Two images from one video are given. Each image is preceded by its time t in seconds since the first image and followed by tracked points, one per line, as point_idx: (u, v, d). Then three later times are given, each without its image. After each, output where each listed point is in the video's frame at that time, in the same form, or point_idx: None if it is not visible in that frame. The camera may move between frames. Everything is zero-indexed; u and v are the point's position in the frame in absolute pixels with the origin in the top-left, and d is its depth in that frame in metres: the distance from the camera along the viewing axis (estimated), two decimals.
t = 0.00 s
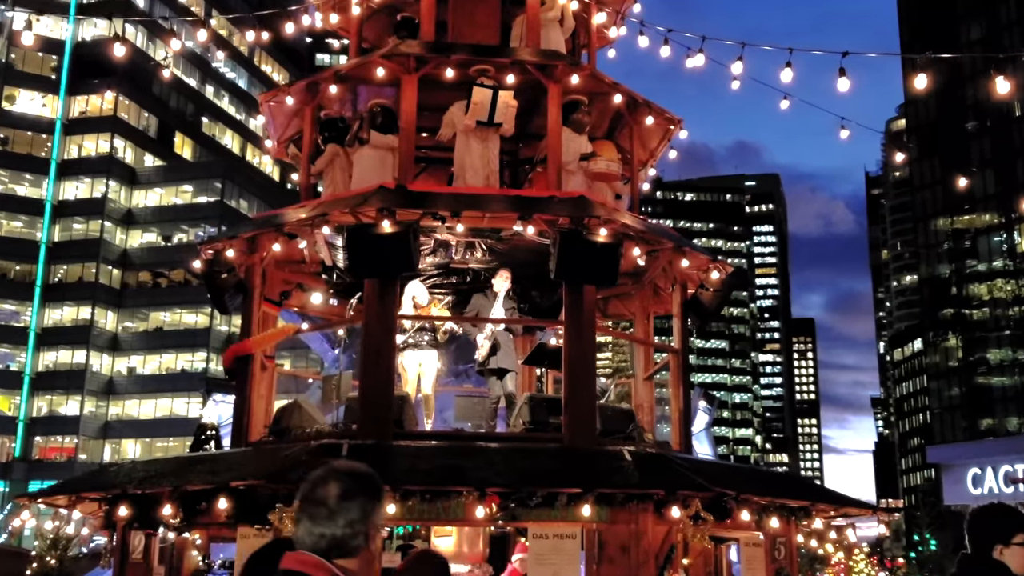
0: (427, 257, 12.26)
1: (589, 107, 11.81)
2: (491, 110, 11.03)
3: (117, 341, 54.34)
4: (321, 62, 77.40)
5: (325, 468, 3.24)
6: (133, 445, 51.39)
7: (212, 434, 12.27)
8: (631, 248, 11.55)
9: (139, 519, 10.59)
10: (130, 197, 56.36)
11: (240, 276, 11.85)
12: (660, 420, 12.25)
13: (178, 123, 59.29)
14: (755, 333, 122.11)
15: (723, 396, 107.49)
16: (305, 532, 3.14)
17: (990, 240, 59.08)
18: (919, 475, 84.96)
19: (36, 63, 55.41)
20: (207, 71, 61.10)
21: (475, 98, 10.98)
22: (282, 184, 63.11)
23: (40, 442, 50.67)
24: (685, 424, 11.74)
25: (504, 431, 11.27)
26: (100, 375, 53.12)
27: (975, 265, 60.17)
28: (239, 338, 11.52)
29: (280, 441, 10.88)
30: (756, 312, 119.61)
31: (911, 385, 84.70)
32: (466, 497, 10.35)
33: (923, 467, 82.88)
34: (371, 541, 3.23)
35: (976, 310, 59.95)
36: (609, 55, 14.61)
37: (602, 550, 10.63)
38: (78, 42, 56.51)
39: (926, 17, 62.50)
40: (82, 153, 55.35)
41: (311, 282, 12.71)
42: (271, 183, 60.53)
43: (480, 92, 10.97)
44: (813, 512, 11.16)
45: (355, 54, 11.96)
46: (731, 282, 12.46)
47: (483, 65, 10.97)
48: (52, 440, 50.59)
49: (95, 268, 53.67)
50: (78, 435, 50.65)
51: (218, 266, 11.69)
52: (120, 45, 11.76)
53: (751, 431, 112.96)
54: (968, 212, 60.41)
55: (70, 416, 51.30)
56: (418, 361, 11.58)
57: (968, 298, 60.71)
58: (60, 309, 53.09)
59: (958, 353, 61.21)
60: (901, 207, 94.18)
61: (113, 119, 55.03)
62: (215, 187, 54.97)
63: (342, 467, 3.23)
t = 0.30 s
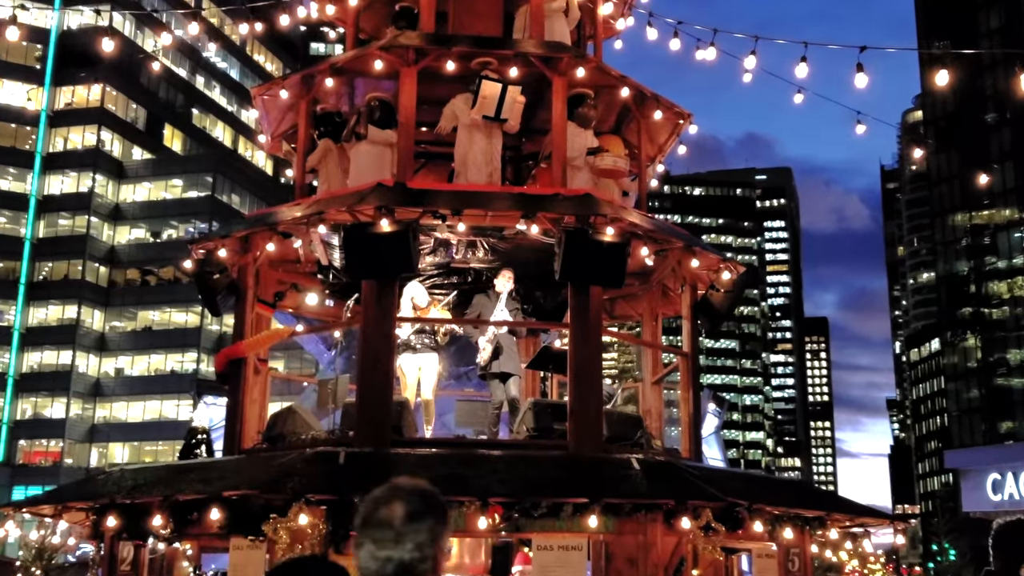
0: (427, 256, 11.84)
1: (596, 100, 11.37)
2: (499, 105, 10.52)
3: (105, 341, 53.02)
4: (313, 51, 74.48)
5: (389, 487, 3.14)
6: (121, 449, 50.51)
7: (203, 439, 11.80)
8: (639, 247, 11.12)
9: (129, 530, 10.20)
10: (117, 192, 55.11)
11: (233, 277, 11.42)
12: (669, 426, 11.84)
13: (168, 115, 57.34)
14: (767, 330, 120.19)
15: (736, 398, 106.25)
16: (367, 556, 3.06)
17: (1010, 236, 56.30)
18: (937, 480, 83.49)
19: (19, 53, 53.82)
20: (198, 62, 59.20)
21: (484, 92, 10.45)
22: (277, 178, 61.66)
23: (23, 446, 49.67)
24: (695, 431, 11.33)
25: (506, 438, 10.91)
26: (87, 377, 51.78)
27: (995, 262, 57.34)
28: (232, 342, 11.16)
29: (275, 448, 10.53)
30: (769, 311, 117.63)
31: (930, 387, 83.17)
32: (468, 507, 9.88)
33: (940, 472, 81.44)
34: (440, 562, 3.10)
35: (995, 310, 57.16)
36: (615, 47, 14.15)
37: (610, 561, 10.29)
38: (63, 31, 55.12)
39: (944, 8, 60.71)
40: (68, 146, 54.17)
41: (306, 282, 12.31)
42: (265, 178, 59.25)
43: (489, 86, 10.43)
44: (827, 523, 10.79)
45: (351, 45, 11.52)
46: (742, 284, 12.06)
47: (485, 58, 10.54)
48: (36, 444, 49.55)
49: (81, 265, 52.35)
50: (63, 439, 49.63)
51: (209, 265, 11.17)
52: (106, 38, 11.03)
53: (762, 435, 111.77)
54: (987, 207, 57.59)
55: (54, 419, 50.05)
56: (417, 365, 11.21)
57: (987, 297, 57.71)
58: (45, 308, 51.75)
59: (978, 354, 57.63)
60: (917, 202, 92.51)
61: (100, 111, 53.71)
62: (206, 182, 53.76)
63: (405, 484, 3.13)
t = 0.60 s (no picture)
0: (428, 255, 11.52)
1: (602, 95, 11.04)
2: (504, 100, 10.26)
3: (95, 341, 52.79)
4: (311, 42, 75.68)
5: (437, 493, 2.90)
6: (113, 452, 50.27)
7: (196, 442, 11.58)
8: (647, 245, 10.77)
9: (121, 538, 9.91)
10: (109, 187, 54.81)
11: (229, 277, 11.09)
12: (679, 429, 11.50)
13: (160, 108, 57.10)
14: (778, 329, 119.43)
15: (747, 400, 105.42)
16: (415, 569, 2.83)
17: None
18: (954, 485, 82.66)
19: (7, 45, 53.28)
20: (191, 53, 58.89)
21: (490, 86, 10.16)
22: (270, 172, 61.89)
23: (13, 450, 49.49)
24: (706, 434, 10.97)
25: (511, 442, 10.59)
26: (77, 378, 51.60)
27: (1013, 259, 56.98)
28: (228, 345, 10.89)
29: (271, 453, 10.22)
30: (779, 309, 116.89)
31: (945, 387, 82.22)
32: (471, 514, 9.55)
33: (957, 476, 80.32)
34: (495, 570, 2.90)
35: (1014, 307, 56.86)
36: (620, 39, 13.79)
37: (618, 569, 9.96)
38: (53, 21, 54.00)
39: None
40: (57, 140, 53.63)
41: (303, 282, 12.01)
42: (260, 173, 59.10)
43: (495, 80, 10.14)
44: (842, 530, 10.46)
45: (350, 37, 11.20)
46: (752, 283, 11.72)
47: (489, 51, 10.20)
48: (25, 448, 49.39)
49: (70, 263, 52.12)
50: (54, 442, 49.39)
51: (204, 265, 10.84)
52: (98, 32, 10.66)
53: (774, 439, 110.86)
54: (1004, 204, 57.00)
55: (44, 421, 49.77)
56: (418, 367, 10.94)
57: (1006, 295, 57.22)
58: (34, 307, 51.39)
59: (995, 353, 56.84)
60: (930, 198, 91.55)
61: (91, 105, 53.16)
62: (200, 178, 53.37)
63: (456, 490, 2.89)
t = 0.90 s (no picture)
0: (432, 254, 11.29)
1: (609, 90, 10.78)
2: (508, 95, 9.97)
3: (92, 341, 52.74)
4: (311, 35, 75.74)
5: (468, 501, 3.06)
6: (110, 454, 50.31)
7: (195, 444, 11.38)
8: (656, 244, 10.52)
9: (118, 543, 9.69)
10: (105, 184, 54.64)
11: (227, 276, 10.87)
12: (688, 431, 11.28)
13: (158, 103, 56.91)
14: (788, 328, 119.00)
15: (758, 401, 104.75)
16: (447, 574, 2.96)
17: None
18: (969, 487, 81.72)
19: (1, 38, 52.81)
20: (189, 47, 58.68)
21: (492, 81, 9.88)
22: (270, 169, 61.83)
23: (9, 452, 49.51)
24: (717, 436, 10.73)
25: (517, 445, 10.37)
26: (74, 379, 51.61)
27: None
28: (227, 346, 10.69)
29: (271, 457, 10.01)
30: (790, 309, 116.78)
31: (961, 387, 81.44)
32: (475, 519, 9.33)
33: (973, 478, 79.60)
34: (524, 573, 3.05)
35: None
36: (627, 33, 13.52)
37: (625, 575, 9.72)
38: (47, 14, 54.10)
39: None
40: (53, 136, 53.45)
41: (305, 282, 11.83)
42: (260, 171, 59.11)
43: (498, 75, 9.86)
44: (856, 536, 10.20)
45: (351, 31, 10.96)
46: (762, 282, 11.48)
47: (494, 45, 9.95)
48: (20, 450, 49.40)
49: (65, 261, 52.07)
50: (49, 445, 49.41)
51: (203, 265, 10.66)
52: (95, 27, 10.41)
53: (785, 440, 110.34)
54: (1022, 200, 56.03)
55: (39, 422, 49.82)
56: (421, 368, 10.74)
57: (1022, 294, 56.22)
58: (29, 307, 51.40)
59: (1012, 353, 56.22)
60: (945, 194, 90.81)
61: (86, 100, 52.93)
62: (198, 174, 53.29)
63: (490, 499, 3.07)
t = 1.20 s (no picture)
0: (436, 253, 11.13)
1: (615, 86, 10.61)
2: (508, 92, 9.84)
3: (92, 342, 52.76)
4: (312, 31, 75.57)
5: (477, 504, 3.04)
6: (110, 456, 50.36)
7: (196, 446, 11.28)
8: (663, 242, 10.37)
9: (121, 547, 9.59)
10: (106, 182, 54.58)
11: (228, 276, 10.76)
12: (697, 432, 11.11)
13: (158, 101, 56.94)
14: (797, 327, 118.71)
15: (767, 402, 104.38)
16: None
17: None
18: (980, 489, 81.23)
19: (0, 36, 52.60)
20: (189, 44, 58.64)
21: (491, 78, 9.75)
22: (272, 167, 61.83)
23: (9, 454, 49.61)
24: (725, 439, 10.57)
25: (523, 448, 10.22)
26: (74, 379, 51.65)
27: None
28: (229, 346, 10.55)
29: (272, 459, 9.88)
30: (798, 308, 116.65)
31: (973, 388, 80.93)
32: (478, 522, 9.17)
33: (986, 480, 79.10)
34: None
35: None
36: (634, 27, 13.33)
37: None
38: (47, 11, 53.88)
39: None
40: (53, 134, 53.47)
41: (307, 282, 11.72)
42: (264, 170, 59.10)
43: (497, 71, 9.74)
44: (868, 540, 10.02)
45: (353, 28, 10.83)
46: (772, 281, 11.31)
47: (499, 42, 9.79)
48: (21, 452, 49.49)
49: (65, 260, 52.07)
50: (49, 447, 49.47)
51: (204, 266, 10.57)
52: (95, 25, 10.30)
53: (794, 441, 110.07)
54: None
55: (39, 424, 49.86)
56: (424, 368, 10.60)
57: None
58: (29, 307, 51.47)
59: None
60: (957, 192, 90.19)
61: (87, 97, 52.93)
62: (200, 172, 53.24)
63: (499, 503, 3.04)
